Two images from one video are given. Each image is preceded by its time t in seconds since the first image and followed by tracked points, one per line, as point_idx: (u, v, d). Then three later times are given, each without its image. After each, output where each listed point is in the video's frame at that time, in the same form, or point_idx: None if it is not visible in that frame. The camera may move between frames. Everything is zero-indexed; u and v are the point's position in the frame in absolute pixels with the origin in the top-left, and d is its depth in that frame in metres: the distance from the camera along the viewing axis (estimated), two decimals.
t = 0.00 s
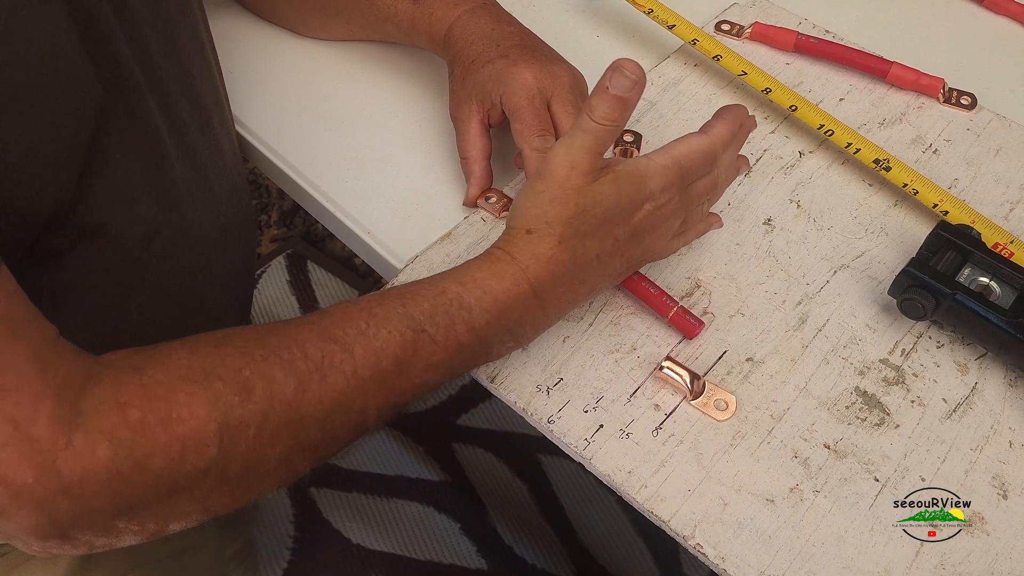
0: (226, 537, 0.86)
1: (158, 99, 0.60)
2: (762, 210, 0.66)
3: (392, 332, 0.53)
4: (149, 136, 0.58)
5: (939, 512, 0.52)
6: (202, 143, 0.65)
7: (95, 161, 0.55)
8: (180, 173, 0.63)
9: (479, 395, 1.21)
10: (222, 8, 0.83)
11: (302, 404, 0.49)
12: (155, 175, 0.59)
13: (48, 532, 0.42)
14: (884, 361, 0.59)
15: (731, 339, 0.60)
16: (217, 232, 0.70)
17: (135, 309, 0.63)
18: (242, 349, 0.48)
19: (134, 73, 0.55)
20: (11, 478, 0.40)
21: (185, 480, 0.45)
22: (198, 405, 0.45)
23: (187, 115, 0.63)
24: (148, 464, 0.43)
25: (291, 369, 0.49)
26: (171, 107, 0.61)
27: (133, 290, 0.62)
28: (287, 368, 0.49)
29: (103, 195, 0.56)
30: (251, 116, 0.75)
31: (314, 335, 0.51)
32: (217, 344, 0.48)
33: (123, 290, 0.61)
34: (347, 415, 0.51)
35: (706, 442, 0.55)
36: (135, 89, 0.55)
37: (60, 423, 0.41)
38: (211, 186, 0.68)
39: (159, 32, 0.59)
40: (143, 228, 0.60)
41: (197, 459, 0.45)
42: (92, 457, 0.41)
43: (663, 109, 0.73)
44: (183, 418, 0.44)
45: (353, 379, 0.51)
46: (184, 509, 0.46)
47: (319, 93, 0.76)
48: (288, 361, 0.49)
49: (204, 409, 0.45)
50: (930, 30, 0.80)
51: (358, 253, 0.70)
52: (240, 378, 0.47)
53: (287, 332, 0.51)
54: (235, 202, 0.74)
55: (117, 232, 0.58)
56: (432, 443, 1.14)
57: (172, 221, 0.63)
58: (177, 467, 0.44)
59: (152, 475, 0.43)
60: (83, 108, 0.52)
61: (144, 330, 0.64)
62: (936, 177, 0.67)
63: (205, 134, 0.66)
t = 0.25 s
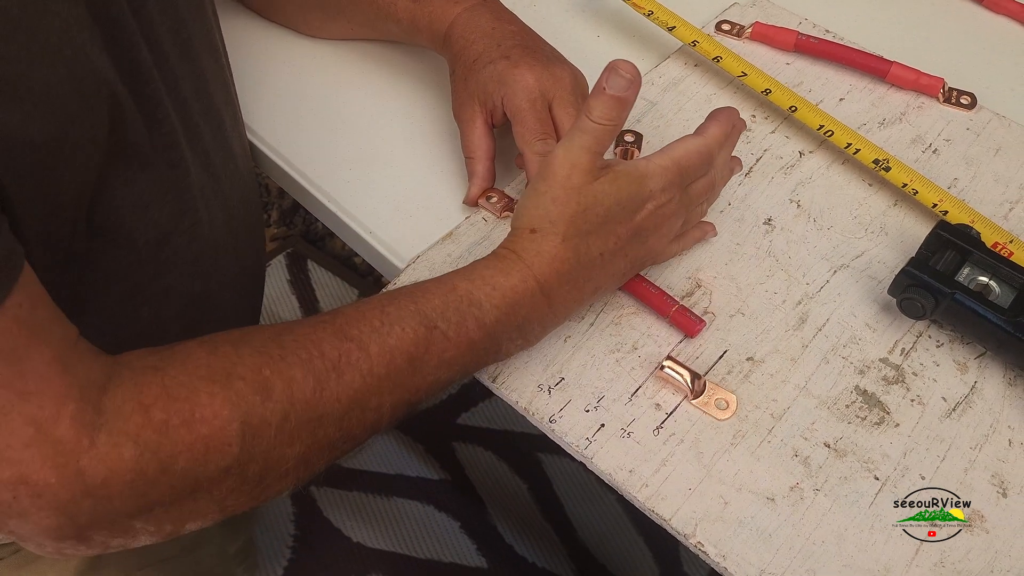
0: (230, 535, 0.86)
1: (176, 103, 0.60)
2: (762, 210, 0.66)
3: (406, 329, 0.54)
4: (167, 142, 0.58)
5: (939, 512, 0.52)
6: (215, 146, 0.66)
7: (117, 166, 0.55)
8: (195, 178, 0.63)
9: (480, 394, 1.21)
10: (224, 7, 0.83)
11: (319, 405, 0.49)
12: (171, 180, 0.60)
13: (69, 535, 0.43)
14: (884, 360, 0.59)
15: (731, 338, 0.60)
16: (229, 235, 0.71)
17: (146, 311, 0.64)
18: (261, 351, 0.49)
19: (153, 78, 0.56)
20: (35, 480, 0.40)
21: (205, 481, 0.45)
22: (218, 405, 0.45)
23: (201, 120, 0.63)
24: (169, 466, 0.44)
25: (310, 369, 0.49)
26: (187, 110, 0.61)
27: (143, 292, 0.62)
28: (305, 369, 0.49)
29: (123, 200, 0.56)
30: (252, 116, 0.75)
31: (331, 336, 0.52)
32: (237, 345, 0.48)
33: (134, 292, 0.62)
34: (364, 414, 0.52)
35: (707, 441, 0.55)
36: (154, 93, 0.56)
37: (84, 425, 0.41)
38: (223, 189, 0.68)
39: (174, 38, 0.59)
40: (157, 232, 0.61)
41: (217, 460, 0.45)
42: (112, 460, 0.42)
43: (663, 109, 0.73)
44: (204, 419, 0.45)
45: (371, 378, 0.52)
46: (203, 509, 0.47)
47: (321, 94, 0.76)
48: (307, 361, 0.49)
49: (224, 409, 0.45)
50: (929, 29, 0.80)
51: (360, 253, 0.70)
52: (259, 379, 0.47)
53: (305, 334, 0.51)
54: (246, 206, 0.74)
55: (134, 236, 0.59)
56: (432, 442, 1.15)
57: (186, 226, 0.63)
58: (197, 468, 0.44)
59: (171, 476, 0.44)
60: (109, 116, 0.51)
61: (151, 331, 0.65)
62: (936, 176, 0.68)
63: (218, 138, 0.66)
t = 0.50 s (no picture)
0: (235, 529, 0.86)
1: (172, 91, 0.59)
2: (765, 209, 0.66)
3: (417, 317, 0.45)
4: (159, 129, 0.57)
5: (939, 512, 0.52)
6: (218, 135, 0.65)
7: (114, 156, 0.55)
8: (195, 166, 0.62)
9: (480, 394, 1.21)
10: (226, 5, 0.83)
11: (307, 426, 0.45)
12: (167, 168, 0.59)
13: None
14: (887, 360, 0.59)
15: (734, 337, 0.60)
16: (234, 228, 0.70)
17: (153, 306, 0.64)
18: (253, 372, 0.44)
19: (144, 64, 0.55)
20: None
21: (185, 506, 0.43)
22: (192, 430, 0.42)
23: (203, 108, 0.62)
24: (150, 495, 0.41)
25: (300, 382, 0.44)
26: (185, 99, 0.60)
27: (149, 284, 0.62)
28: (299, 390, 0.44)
29: (123, 190, 0.56)
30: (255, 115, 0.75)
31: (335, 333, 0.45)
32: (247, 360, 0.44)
33: (141, 285, 0.62)
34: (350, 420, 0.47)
35: (710, 439, 0.55)
36: (145, 81, 0.55)
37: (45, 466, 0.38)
38: (227, 179, 0.67)
39: (172, 24, 0.57)
40: (159, 223, 0.60)
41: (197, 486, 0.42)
42: (66, 501, 0.39)
43: (665, 108, 0.73)
44: (178, 446, 0.42)
45: (365, 370, 0.45)
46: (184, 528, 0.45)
47: (323, 92, 0.76)
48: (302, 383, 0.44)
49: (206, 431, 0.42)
50: (931, 30, 0.81)
51: (362, 252, 0.70)
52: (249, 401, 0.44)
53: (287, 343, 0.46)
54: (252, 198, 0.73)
55: (133, 226, 0.58)
56: (433, 442, 1.13)
57: (185, 215, 0.62)
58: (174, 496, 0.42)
59: (144, 502, 0.41)
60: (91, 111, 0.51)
61: (162, 324, 0.66)
62: (938, 176, 0.68)
63: (221, 126, 0.65)
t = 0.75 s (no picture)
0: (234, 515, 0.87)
1: (165, 92, 0.61)
2: (770, 208, 0.66)
3: (327, 353, 0.49)
4: (145, 131, 0.60)
5: (939, 512, 0.52)
6: (215, 136, 0.66)
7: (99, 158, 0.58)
8: (185, 168, 0.64)
9: (482, 393, 1.21)
10: (230, 2, 0.83)
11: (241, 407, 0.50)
12: (154, 170, 0.62)
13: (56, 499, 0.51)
14: (893, 358, 0.59)
15: (740, 335, 0.60)
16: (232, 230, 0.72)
17: (143, 309, 0.67)
18: (216, 323, 0.49)
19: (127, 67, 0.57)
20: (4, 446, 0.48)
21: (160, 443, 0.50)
22: (158, 371, 0.49)
23: (197, 108, 0.64)
24: (125, 428, 0.49)
25: (238, 353, 0.49)
26: (178, 100, 0.62)
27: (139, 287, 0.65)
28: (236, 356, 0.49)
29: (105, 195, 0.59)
30: (259, 112, 0.75)
31: (244, 345, 0.49)
32: (193, 342, 0.49)
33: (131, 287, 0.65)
34: (308, 413, 0.50)
35: (716, 437, 0.55)
36: (126, 84, 0.57)
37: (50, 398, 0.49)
38: (226, 180, 0.69)
39: (163, 26, 0.59)
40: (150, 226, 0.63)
41: (167, 423, 0.50)
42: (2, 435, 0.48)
43: (670, 106, 0.73)
44: (146, 389, 0.49)
45: (280, 392, 0.50)
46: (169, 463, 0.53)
47: (328, 89, 0.76)
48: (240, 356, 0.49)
49: (163, 376, 0.49)
50: (934, 29, 0.81)
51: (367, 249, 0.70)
52: (196, 356, 0.49)
53: (248, 297, 0.50)
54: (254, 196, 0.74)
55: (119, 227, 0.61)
56: (435, 443, 1.14)
57: (174, 216, 0.65)
58: (147, 431, 0.50)
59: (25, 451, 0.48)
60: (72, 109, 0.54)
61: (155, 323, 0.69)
62: (942, 175, 0.68)
63: (219, 126, 0.66)
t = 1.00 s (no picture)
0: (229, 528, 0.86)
1: (157, 93, 0.61)
2: (773, 209, 0.67)
3: (447, 295, 0.46)
4: (135, 133, 0.60)
5: (939, 512, 0.52)
6: (207, 138, 0.66)
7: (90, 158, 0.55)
8: (176, 171, 0.64)
9: (483, 394, 1.21)
10: (233, 3, 0.83)
11: (290, 325, 0.44)
12: (144, 172, 0.61)
13: None
14: (896, 359, 0.59)
15: (743, 336, 0.60)
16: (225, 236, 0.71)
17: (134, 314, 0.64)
18: (234, 299, 0.44)
19: (116, 68, 0.58)
20: None
21: (164, 456, 0.43)
22: (167, 361, 0.43)
23: (191, 111, 0.64)
24: (140, 437, 0.42)
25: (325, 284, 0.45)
26: (170, 101, 0.62)
27: (133, 292, 0.64)
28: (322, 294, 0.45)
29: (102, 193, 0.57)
30: (263, 114, 0.75)
31: (403, 220, 0.47)
32: (363, 215, 0.47)
33: (126, 292, 0.63)
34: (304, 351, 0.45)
35: (720, 438, 0.55)
36: (116, 85, 0.58)
37: (37, 397, 0.41)
38: (218, 185, 0.68)
39: (159, 29, 0.60)
40: (138, 228, 0.62)
41: (178, 429, 0.43)
42: None
43: (673, 108, 0.73)
44: (160, 381, 0.42)
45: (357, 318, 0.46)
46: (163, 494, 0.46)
47: (332, 91, 0.76)
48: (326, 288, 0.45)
49: (173, 366, 0.43)
50: (936, 31, 0.81)
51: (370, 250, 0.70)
52: (215, 334, 0.43)
53: (272, 268, 0.45)
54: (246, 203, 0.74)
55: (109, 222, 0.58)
56: (438, 443, 1.14)
57: (163, 220, 0.64)
58: (159, 438, 0.43)
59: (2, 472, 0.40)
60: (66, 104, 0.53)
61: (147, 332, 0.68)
62: (945, 176, 0.68)
63: (211, 129, 0.66)
